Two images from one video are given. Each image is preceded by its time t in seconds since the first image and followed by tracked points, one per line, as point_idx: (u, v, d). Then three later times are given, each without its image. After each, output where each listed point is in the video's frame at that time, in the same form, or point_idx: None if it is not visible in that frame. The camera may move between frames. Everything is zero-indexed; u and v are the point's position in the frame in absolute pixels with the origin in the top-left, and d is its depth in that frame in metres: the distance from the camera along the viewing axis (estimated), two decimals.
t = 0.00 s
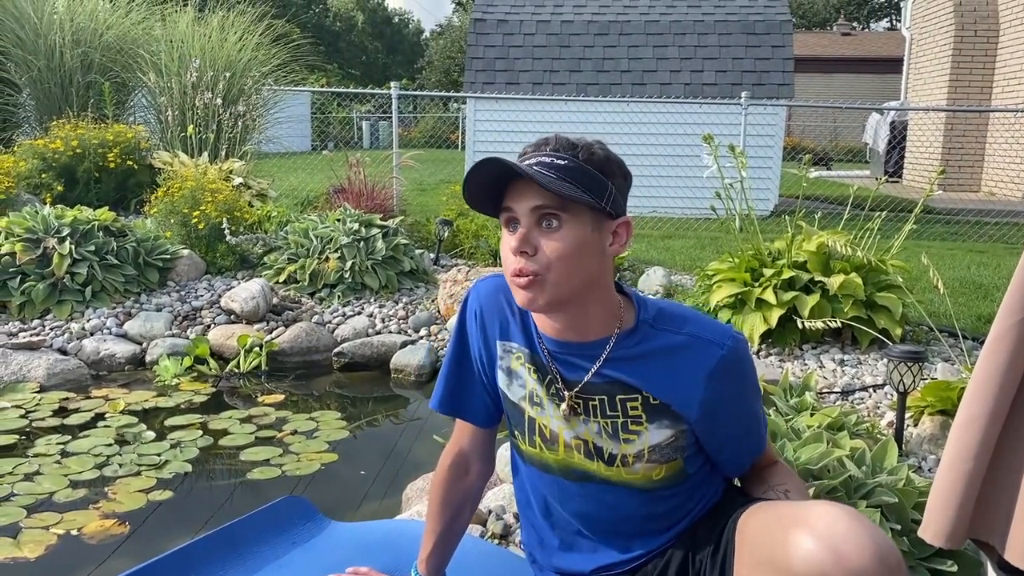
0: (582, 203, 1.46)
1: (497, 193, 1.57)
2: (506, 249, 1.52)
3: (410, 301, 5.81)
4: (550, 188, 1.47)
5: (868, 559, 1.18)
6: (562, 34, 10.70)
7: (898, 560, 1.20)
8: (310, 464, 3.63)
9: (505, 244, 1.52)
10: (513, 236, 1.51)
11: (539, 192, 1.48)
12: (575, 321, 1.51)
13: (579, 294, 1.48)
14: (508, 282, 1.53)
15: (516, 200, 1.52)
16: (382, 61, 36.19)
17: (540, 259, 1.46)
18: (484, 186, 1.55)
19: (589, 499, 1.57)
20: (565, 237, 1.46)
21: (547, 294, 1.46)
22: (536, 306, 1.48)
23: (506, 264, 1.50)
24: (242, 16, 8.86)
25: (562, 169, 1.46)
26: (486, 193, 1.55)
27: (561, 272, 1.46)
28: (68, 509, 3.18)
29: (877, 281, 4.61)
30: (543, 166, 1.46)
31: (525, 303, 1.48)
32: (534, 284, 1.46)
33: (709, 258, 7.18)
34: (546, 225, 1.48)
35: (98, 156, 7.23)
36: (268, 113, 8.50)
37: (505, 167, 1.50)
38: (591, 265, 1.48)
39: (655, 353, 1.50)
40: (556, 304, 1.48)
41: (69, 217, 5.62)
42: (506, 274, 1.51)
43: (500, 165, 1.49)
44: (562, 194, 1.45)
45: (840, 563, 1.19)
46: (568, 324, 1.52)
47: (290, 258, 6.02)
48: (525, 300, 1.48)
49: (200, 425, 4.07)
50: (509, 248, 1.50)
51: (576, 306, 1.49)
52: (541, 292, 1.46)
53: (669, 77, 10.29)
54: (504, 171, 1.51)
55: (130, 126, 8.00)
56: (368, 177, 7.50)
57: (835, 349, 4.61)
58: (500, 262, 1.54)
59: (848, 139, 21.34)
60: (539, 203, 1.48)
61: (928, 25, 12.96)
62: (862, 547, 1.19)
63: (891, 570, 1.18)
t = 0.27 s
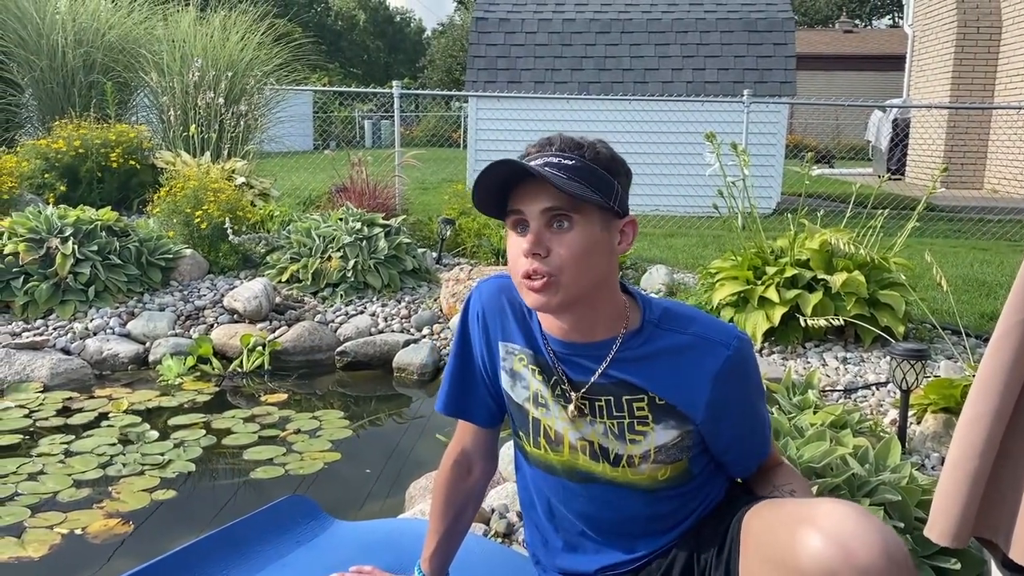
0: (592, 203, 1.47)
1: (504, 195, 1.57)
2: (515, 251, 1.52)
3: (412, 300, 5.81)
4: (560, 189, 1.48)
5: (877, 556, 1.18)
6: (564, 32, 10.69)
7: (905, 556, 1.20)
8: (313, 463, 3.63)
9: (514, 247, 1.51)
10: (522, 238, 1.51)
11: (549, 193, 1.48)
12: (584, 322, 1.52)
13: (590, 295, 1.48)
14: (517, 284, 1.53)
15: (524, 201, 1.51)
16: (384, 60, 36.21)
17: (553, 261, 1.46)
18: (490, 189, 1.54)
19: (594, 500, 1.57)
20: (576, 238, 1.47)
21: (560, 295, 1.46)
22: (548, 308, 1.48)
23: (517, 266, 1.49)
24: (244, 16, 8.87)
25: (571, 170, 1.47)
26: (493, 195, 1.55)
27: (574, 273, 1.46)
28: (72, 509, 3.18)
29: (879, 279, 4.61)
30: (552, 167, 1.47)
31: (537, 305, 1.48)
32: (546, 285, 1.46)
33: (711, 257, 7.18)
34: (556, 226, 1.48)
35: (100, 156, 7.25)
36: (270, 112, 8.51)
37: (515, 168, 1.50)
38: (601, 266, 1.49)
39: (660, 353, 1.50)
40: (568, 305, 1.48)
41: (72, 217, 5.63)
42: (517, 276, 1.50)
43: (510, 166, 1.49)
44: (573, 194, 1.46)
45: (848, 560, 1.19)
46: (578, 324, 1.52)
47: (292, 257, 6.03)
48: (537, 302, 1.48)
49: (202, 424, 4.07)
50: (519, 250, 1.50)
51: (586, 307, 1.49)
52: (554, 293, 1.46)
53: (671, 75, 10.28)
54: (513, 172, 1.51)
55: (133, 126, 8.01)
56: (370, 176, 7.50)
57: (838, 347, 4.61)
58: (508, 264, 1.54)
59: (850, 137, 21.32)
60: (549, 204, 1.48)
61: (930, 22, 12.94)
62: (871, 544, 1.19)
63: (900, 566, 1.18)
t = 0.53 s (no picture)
0: (600, 204, 1.47)
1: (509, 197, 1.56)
2: (522, 253, 1.51)
3: (414, 299, 5.82)
4: (569, 190, 1.48)
5: (880, 543, 1.18)
6: (565, 30, 10.68)
7: (907, 545, 1.20)
8: (315, 462, 3.63)
9: (522, 248, 1.51)
10: (530, 239, 1.51)
11: (557, 194, 1.48)
12: (590, 323, 1.52)
13: (597, 297, 1.49)
14: (523, 286, 1.53)
15: (531, 202, 1.51)
16: (385, 58, 36.19)
17: (562, 262, 1.46)
18: (497, 190, 1.53)
19: (596, 500, 1.57)
20: (585, 239, 1.47)
21: (570, 297, 1.47)
22: (557, 309, 1.47)
23: (525, 268, 1.49)
24: (245, 15, 8.87)
25: (580, 171, 1.47)
26: (500, 196, 1.54)
27: (583, 275, 1.46)
28: (74, 509, 3.19)
29: (882, 276, 4.61)
30: (562, 168, 1.47)
31: (546, 306, 1.48)
32: (556, 287, 1.46)
33: (713, 255, 7.17)
34: (565, 227, 1.48)
35: (102, 155, 7.26)
36: (272, 111, 8.51)
37: (523, 170, 1.49)
38: (609, 267, 1.50)
39: (662, 353, 1.51)
40: (576, 306, 1.48)
41: (74, 217, 5.64)
42: (525, 278, 1.50)
43: (519, 167, 1.48)
44: (582, 195, 1.46)
45: (850, 547, 1.19)
46: (585, 326, 1.52)
47: (294, 256, 6.03)
48: (546, 304, 1.47)
49: (205, 423, 4.08)
50: (527, 251, 1.50)
51: (593, 308, 1.50)
52: (564, 295, 1.46)
53: (673, 73, 10.27)
54: (521, 174, 1.50)
55: (135, 126, 8.01)
56: (372, 175, 7.51)
57: (840, 345, 4.61)
58: (515, 266, 1.53)
59: (852, 134, 21.30)
60: (558, 205, 1.48)
61: (933, 19, 12.91)
62: (873, 532, 1.19)
63: (902, 554, 1.18)
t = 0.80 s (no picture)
0: (605, 198, 1.48)
1: (513, 191, 1.56)
2: (527, 246, 1.51)
3: (416, 297, 5.82)
4: (575, 184, 1.48)
5: (879, 546, 1.18)
6: (567, 27, 10.67)
7: (909, 549, 1.20)
8: (318, 460, 3.64)
9: (527, 242, 1.51)
10: (535, 233, 1.51)
11: (564, 188, 1.49)
12: (595, 318, 1.52)
13: (602, 291, 1.49)
14: (528, 280, 1.53)
15: (537, 197, 1.51)
16: (387, 56, 36.19)
17: (569, 256, 1.46)
18: (502, 184, 1.53)
19: (600, 497, 1.58)
20: (591, 233, 1.47)
21: (576, 290, 1.47)
22: (564, 302, 1.47)
23: (531, 262, 1.49)
24: (247, 13, 8.87)
25: (585, 165, 1.47)
26: (505, 190, 1.54)
27: (589, 269, 1.47)
28: (78, 507, 3.20)
29: (884, 273, 4.60)
30: (568, 162, 1.47)
31: (552, 300, 1.48)
32: (563, 280, 1.46)
33: (716, 252, 7.16)
34: (571, 221, 1.48)
35: (104, 154, 7.26)
36: (273, 110, 8.51)
37: (530, 163, 1.49)
38: (614, 262, 1.50)
39: (666, 348, 1.51)
40: (582, 300, 1.48)
41: (76, 215, 5.64)
42: (530, 272, 1.49)
43: (526, 160, 1.48)
44: (588, 189, 1.46)
45: (850, 551, 1.19)
46: (591, 320, 1.52)
47: (297, 254, 6.03)
48: (552, 297, 1.47)
49: (208, 422, 4.09)
50: (533, 245, 1.49)
51: (598, 303, 1.50)
52: (570, 289, 1.46)
53: (675, 70, 10.26)
54: (527, 167, 1.50)
55: (137, 124, 8.02)
56: (374, 173, 7.51)
57: (843, 342, 4.60)
58: (520, 260, 1.53)
59: (854, 131, 21.27)
60: (564, 200, 1.48)
61: (935, 15, 12.88)
62: (873, 536, 1.19)
63: (902, 556, 1.18)
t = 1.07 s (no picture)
0: (616, 192, 1.48)
1: (522, 185, 1.56)
2: (538, 239, 1.51)
3: (419, 295, 5.82)
4: (587, 177, 1.49)
5: (882, 542, 1.18)
6: (569, 25, 10.65)
7: (911, 545, 1.20)
8: (321, 458, 3.64)
9: (538, 234, 1.50)
10: (546, 225, 1.51)
11: (575, 181, 1.49)
12: (604, 311, 1.52)
13: (612, 284, 1.49)
14: (537, 273, 1.52)
15: (547, 190, 1.51)
16: (389, 54, 36.18)
17: (581, 248, 1.46)
18: (513, 176, 1.53)
19: (605, 493, 1.57)
20: (603, 225, 1.48)
21: (587, 282, 1.47)
22: (574, 295, 1.47)
23: (543, 254, 1.48)
24: (249, 11, 8.87)
25: (597, 158, 1.48)
26: (516, 182, 1.53)
27: (600, 260, 1.47)
28: (81, 505, 3.20)
29: (887, 271, 4.59)
30: (580, 154, 1.48)
31: (563, 292, 1.47)
32: (574, 272, 1.46)
33: (719, 249, 7.16)
34: (582, 214, 1.48)
35: (107, 153, 7.27)
36: (275, 108, 8.51)
37: (542, 155, 1.50)
38: (623, 255, 1.50)
39: (672, 343, 1.51)
40: (592, 292, 1.48)
41: (79, 214, 5.65)
42: (541, 264, 1.49)
43: (539, 152, 1.49)
44: (600, 182, 1.47)
45: (853, 547, 1.19)
46: (600, 314, 1.52)
47: (299, 253, 6.04)
48: (563, 289, 1.47)
49: (211, 420, 4.09)
50: (544, 237, 1.49)
51: (607, 297, 1.50)
52: (582, 280, 1.46)
53: (677, 67, 10.25)
54: (538, 160, 1.51)
55: (139, 123, 8.03)
56: (376, 171, 7.50)
57: (845, 339, 4.60)
58: (529, 253, 1.52)
59: (857, 128, 21.25)
60: (576, 192, 1.48)
61: (937, 11, 12.85)
62: (874, 531, 1.19)
63: (904, 553, 1.18)
